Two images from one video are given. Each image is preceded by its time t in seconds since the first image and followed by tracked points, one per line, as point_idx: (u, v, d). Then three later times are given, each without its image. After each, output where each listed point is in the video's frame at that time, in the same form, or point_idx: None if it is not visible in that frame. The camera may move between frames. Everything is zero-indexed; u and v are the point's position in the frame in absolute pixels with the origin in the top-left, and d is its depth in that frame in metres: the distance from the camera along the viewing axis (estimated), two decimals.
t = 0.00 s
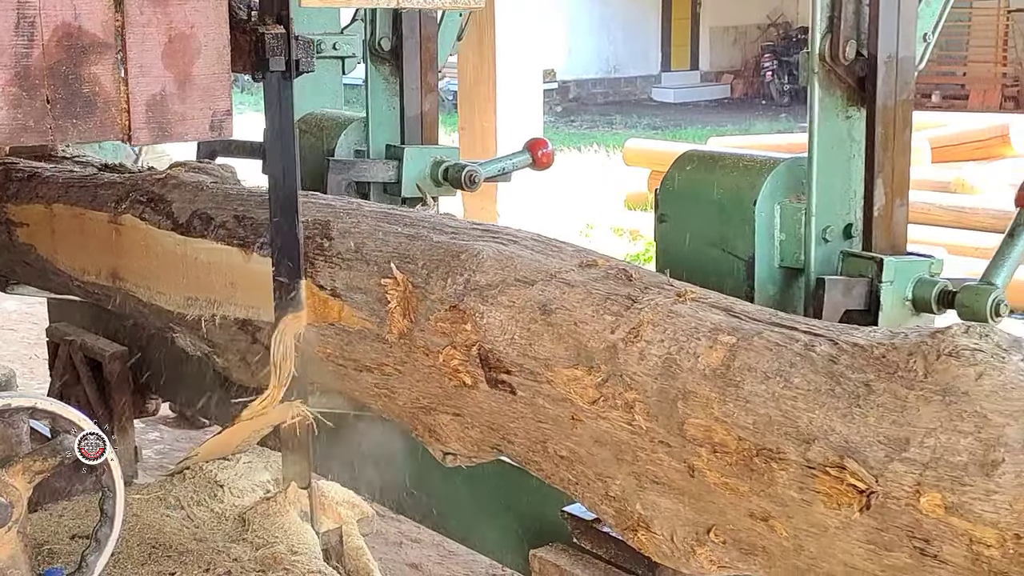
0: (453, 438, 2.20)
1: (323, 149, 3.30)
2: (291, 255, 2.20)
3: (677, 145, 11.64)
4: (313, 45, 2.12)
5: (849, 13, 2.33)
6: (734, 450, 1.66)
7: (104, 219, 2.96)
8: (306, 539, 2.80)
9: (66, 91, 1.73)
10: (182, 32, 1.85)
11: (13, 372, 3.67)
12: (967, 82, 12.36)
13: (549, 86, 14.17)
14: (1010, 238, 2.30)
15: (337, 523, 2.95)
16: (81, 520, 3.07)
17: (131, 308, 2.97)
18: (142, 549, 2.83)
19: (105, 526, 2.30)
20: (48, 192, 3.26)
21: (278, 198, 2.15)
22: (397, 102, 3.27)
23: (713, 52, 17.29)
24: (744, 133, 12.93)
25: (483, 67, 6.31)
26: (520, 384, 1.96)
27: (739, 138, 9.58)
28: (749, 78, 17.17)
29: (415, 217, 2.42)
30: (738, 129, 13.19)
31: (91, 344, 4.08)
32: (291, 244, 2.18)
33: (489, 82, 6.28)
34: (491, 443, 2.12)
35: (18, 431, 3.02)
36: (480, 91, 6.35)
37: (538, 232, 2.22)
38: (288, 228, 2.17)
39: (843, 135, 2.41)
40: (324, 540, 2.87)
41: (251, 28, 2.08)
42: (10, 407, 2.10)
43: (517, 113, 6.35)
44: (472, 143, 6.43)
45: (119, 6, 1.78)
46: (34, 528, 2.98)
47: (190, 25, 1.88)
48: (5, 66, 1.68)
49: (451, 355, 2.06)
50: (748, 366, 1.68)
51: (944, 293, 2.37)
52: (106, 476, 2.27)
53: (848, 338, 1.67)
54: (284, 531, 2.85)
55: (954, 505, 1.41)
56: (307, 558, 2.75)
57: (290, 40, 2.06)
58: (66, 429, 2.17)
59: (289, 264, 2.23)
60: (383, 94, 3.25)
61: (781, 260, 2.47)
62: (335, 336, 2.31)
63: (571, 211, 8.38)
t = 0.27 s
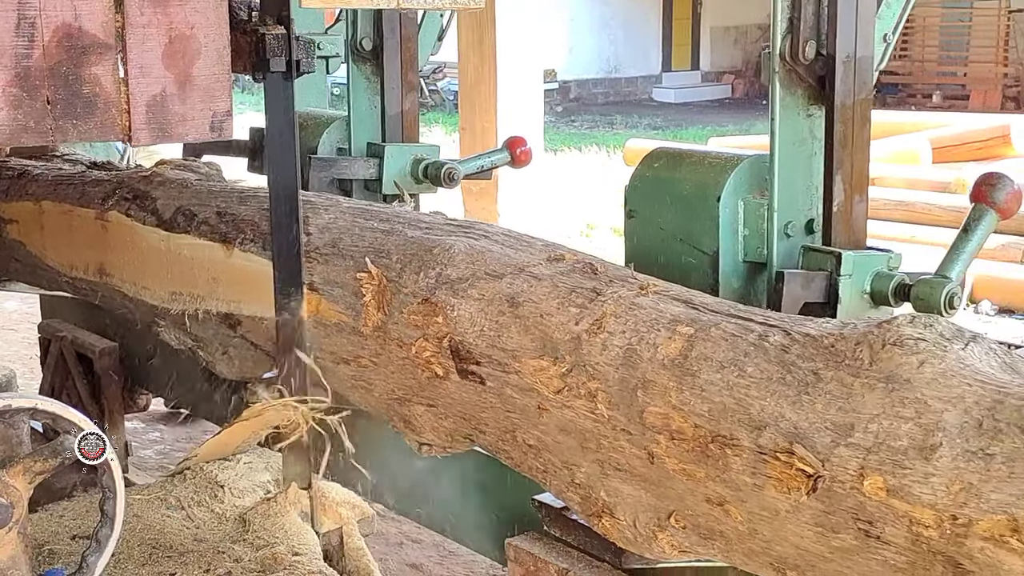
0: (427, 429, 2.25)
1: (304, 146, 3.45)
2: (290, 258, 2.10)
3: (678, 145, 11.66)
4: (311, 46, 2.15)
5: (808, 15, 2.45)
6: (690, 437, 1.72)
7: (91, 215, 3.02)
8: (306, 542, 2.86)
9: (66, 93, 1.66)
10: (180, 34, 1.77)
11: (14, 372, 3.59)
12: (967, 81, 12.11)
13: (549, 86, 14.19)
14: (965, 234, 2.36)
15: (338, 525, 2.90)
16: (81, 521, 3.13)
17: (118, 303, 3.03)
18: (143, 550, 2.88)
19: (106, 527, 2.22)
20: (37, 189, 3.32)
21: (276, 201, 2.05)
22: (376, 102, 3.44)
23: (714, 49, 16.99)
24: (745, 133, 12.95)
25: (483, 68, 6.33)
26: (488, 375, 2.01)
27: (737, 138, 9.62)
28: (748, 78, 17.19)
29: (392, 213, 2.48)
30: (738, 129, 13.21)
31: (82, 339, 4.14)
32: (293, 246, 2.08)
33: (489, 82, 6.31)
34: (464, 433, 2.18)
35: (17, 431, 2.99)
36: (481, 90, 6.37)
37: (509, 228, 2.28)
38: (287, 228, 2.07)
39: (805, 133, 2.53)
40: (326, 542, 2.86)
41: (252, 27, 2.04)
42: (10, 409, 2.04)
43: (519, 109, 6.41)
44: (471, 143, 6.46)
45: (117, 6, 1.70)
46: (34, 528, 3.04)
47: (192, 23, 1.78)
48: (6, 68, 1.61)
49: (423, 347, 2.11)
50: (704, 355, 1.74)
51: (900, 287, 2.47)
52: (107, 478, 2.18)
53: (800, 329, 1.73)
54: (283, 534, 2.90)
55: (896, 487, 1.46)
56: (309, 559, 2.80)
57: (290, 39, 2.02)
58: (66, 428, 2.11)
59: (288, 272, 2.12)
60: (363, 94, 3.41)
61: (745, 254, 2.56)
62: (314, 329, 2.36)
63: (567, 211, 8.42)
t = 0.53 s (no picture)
0: (403, 419, 2.29)
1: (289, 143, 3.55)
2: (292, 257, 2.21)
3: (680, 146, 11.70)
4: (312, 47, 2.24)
5: (770, 15, 2.50)
6: (650, 424, 1.77)
7: (79, 212, 3.08)
8: (306, 541, 2.91)
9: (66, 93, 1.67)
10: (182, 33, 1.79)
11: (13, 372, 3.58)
12: (969, 82, 12.67)
13: (551, 87, 14.23)
14: (920, 228, 2.40)
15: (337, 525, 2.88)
16: (83, 520, 3.17)
17: (105, 298, 3.08)
18: (142, 550, 2.92)
19: (107, 526, 2.31)
20: (27, 186, 3.38)
21: (279, 201, 2.17)
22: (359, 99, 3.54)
23: (714, 49, 16.48)
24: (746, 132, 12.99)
25: (486, 68, 6.39)
26: (460, 365, 2.07)
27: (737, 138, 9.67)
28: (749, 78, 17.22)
29: (370, 208, 2.54)
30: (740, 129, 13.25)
31: (74, 335, 4.20)
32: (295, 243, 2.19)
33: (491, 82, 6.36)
34: (438, 423, 2.23)
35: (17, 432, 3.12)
36: (484, 90, 6.43)
37: (483, 222, 2.34)
38: (288, 228, 2.18)
39: (768, 129, 2.59)
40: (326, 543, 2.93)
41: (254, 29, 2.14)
42: (10, 408, 2.13)
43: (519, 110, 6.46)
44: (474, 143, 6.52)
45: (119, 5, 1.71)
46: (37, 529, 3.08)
47: (193, 23, 1.80)
48: (7, 68, 1.61)
49: (397, 338, 2.17)
50: (664, 345, 1.80)
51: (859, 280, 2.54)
52: (108, 478, 2.27)
53: (756, 318, 1.78)
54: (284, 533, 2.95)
55: (841, 470, 1.51)
56: (309, 559, 2.85)
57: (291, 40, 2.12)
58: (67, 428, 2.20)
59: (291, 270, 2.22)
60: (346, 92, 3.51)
61: (710, 247, 2.63)
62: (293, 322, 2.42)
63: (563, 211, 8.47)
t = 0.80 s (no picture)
0: (379, 411, 2.34)
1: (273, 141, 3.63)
2: (292, 253, 2.25)
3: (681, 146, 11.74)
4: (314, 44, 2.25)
5: (732, 15, 2.59)
6: (611, 411, 1.82)
7: (66, 208, 3.13)
8: (309, 541, 2.65)
9: (68, 94, 1.74)
10: (184, 34, 1.88)
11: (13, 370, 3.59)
12: (971, 82, 12.82)
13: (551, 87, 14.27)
14: (878, 222, 2.46)
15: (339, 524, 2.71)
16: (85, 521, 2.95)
17: (91, 293, 3.14)
18: (145, 551, 2.69)
19: (107, 527, 2.13)
20: (17, 184, 3.44)
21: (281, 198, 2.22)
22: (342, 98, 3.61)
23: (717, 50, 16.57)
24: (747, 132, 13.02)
25: (484, 69, 6.45)
26: (431, 356, 2.12)
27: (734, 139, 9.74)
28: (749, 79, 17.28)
29: (348, 204, 2.61)
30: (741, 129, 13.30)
31: (65, 331, 4.26)
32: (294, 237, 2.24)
33: (490, 82, 6.41)
34: (412, 414, 2.27)
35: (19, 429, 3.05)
36: (483, 90, 6.48)
37: (456, 218, 2.40)
38: (289, 225, 2.23)
39: (733, 126, 2.67)
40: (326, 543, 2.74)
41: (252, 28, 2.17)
42: (9, 407, 1.99)
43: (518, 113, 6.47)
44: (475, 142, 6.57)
45: (121, 6, 1.79)
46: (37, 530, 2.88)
47: (194, 24, 1.90)
48: (8, 68, 1.68)
49: (372, 330, 2.23)
50: (624, 335, 1.86)
51: (820, 272, 2.59)
52: (109, 478, 2.10)
53: (713, 310, 1.84)
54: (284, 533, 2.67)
55: (789, 454, 1.57)
56: (311, 559, 2.60)
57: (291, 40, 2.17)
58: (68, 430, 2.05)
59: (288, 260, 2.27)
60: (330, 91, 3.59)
61: (677, 242, 2.70)
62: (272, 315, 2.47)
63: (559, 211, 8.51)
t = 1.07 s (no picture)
0: (353, 400, 2.39)
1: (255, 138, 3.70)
2: (288, 254, 2.24)
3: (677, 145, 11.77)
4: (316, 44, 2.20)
5: (695, 14, 2.65)
6: (571, 398, 1.88)
7: (54, 204, 3.19)
8: (308, 539, 2.60)
9: (67, 92, 1.68)
10: (183, 33, 1.82)
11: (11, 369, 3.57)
12: (970, 82, 12.82)
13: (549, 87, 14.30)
14: (836, 215, 2.52)
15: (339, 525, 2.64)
16: (85, 520, 2.92)
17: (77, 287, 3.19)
18: (144, 550, 2.61)
19: (107, 526, 2.09)
20: (7, 180, 3.48)
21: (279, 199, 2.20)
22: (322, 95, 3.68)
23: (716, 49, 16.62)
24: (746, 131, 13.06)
25: (485, 70, 6.51)
26: (401, 346, 2.18)
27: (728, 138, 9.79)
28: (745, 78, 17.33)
29: (325, 200, 2.67)
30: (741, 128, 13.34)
31: (54, 326, 4.31)
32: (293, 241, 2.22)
33: (490, 82, 6.48)
34: (385, 404, 2.33)
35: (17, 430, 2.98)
36: (482, 91, 6.54)
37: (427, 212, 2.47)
38: (290, 228, 2.21)
39: (697, 124, 2.75)
40: (326, 543, 2.67)
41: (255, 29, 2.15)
42: (9, 407, 1.95)
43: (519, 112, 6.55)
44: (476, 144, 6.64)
45: (120, 6, 1.73)
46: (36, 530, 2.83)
47: (193, 23, 1.83)
48: (6, 68, 1.62)
49: (345, 321, 2.29)
50: (584, 324, 1.93)
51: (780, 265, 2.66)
52: (109, 478, 2.06)
53: (669, 300, 1.91)
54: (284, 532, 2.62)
55: (737, 437, 1.63)
56: (311, 558, 2.54)
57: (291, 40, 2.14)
58: (68, 429, 2.01)
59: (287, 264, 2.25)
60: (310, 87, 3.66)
61: (642, 236, 2.80)
62: (251, 307, 2.54)
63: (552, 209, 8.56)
